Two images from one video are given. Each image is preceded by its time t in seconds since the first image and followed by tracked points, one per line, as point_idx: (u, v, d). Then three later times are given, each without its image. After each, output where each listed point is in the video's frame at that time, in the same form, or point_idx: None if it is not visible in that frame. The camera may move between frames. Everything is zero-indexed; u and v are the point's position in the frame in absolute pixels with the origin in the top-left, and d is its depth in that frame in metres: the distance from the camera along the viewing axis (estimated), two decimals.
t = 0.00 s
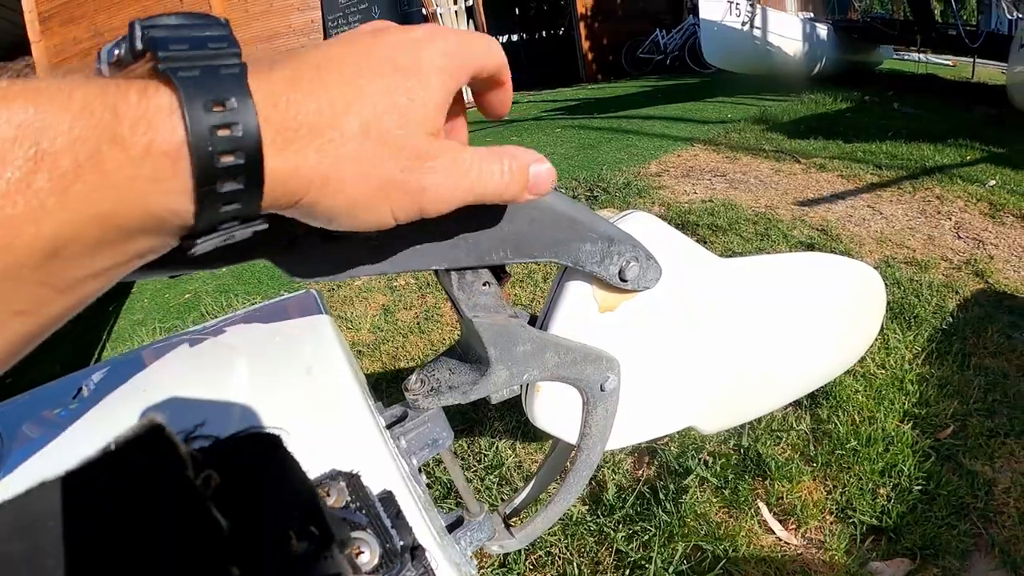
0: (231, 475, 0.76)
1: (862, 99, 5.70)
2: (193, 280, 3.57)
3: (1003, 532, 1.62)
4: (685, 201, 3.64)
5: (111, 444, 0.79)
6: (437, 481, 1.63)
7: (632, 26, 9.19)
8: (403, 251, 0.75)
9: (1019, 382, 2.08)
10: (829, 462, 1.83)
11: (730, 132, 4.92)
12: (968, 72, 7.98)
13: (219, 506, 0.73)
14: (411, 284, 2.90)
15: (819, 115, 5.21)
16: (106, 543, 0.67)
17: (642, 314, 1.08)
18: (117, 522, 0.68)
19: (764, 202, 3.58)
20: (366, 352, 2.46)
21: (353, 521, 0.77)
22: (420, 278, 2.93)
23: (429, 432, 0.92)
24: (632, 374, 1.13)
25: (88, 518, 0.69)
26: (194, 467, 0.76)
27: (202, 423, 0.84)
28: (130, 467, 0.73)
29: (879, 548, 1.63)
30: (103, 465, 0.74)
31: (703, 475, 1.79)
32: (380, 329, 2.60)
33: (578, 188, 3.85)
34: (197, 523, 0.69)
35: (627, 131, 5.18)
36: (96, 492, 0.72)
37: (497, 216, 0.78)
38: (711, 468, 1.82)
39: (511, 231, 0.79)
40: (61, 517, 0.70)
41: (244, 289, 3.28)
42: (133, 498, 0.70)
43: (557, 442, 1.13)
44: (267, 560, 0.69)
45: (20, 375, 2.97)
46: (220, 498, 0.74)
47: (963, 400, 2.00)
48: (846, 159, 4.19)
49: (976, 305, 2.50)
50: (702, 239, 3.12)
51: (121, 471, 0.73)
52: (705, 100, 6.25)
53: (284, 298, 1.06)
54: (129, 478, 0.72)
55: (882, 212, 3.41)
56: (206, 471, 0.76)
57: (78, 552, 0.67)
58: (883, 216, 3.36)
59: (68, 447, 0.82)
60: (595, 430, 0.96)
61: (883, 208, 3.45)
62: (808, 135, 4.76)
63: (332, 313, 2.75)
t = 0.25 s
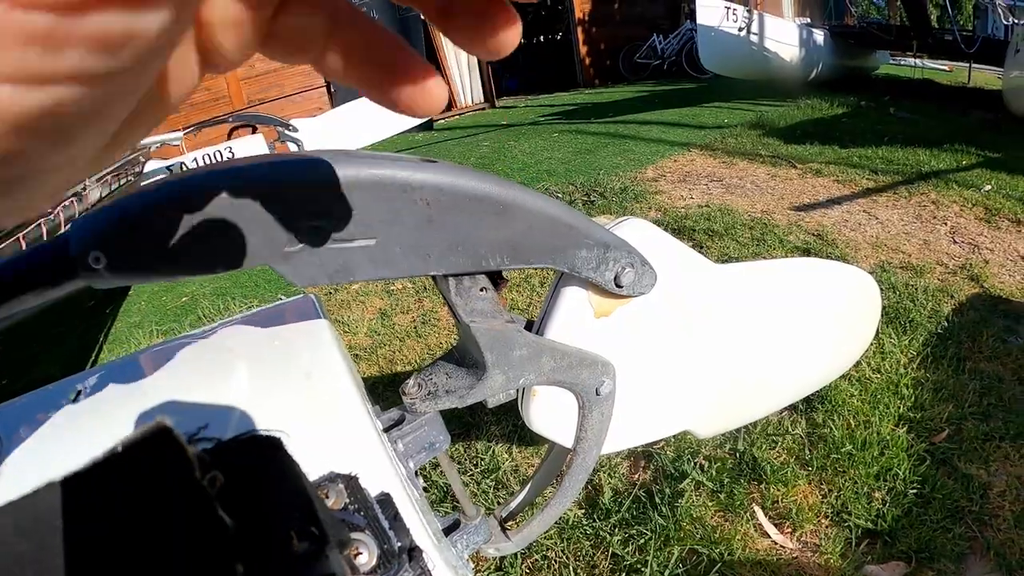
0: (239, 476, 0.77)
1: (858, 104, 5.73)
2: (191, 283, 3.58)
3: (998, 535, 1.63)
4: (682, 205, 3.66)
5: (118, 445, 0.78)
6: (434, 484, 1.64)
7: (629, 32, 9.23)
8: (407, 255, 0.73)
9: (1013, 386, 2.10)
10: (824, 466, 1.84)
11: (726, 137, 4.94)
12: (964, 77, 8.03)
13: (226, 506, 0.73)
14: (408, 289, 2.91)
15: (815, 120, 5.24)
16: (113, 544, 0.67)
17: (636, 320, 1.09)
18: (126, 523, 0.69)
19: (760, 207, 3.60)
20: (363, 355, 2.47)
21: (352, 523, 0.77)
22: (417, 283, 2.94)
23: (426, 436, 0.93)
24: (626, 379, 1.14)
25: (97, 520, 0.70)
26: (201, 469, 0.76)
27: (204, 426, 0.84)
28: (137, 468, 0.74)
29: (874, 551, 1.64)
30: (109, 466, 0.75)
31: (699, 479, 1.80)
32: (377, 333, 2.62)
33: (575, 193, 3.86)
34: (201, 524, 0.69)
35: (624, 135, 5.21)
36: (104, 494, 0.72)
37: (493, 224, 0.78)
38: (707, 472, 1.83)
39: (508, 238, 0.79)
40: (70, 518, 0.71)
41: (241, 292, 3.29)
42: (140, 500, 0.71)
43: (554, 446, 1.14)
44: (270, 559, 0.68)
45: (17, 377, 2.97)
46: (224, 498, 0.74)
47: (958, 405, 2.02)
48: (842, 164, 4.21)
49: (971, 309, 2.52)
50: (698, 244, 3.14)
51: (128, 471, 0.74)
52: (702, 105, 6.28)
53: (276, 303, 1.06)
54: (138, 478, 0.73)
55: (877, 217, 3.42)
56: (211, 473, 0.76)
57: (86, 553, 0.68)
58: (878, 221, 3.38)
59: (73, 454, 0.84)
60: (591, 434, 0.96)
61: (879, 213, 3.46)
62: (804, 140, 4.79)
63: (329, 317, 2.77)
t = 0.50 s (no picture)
0: (217, 473, 0.76)
1: (854, 103, 5.74)
2: (187, 285, 3.59)
3: (994, 534, 1.63)
4: (678, 205, 3.66)
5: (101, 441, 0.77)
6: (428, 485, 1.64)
7: (626, 32, 9.24)
8: (399, 255, 0.70)
9: (1009, 384, 2.10)
10: (819, 465, 1.85)
11: (722, 136, 4.95)
12: (961, 76, 8.04)
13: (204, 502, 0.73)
14: (404, 289, 2.92)
15: (811, 119, 5.25)
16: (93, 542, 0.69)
17: (627, 319, 1.09)
18: (103, 524, 0.69)
19: (756, 206, 3.61)
20: (359, 356, 2.47)
21: (335, 522, 0.76)
22: (414, 284, 2.95)
23: (416, 436, 0.90)
24: (619, 377, 1.14)
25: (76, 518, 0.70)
26: (177, 465, 0.75)
27: (187, 424, 0.80)
28: (115, 468, 0.74)
29: (870, 550, 1.64)
30: (93, 465, 0.75)
31: (694, 478, 1.80)
32: (374, 333, 2.62)
33: (571, 193, 3.86)
34: (179, 525, 0.70)
35: (620, 135, 5.21)
36: (84, 491, 0.72)
37: (480, 224, 0.74)
38: (702, 472, 1.83)
39: (498, 239, 0.76)
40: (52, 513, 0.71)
41: (237, 293, 3.29)
42: (118, 500, 0.71)
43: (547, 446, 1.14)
44: (249, 559, 0.70)
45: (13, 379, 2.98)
46: (202, 495, 0.73)
47: (954, 403, 2.02)
48: (838, 163, 4.22)
49: (967, 308, 2.52)
50: (695, 244, 3.14)
51: (107, 470, 0.74)
52: (698, 105, 6.28)
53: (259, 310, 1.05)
54: (116, 478, 0.73)
55: (873, 216, 3.43)
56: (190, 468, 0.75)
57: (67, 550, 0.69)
58: (874, 220, 3.38)
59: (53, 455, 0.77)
60: (583, 434, 0.95)
61: (875, 212, 3.47)
62: (801, 139, 4.79)
63: (325, 317, 2.77)
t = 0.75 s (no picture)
0: (231, 510, 0.73)
1: (859, 102, 5.71)
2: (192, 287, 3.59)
3: (1004, 537, 1.61)
4: (683, 205, 3.65)
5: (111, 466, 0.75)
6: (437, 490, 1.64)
7: (629, 31, 9.22)
8: (412, 264, 0.69)
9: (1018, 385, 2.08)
10: (829, 468, 1.83)
11: (727, 136, 4.93)
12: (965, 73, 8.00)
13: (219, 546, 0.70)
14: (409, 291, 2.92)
15: (816, 118, 5.23)
16: None
17: (642, 326, 1.07)
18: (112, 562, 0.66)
19: (761, 206, 3.59)
20: (364, 359, 2.47)
21: (352, 546, 0.74)
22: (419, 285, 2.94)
23: (428, 447, 0.88)
24: (632, 384, 1.12)
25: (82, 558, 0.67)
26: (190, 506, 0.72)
27: (198, 452, 0.77)
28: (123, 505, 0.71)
29: (881, 554, 1.62)
30: (99, 503, 0.72)
31: (704, 483, 1.79)
32: (379, 336, 2.61)
33: (575, 193, 3.85)
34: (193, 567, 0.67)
35: (624, 135, 5.19)
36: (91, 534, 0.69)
37: (494, 232, 0.73)
38: (712, 476, 1.82)
39: (511, 247, 0.75)
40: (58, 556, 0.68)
41: (242, 296, 3.29)
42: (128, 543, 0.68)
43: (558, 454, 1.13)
44: None
45: (20, 382, 2.98)
46: (218, 539, 0.70)
47: (964, 404, 2.00)
48: (843, 163, 4.20)
49: (976, 308, 2.50)
50: (701, 245, 3.12)
51: (116, 509, 0.71)
52: (702, 104, 6.26)
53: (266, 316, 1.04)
54: (124, 517, 0.70)
55: (880, 216, 3.41)
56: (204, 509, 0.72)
57: None
58: (881, 219, 3.36)
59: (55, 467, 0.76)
60: (595, 441, 0.95)
61: (881, 212, 3.45)
62: (805, 138, 4.77)
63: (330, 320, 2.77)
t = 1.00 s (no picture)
0: None
1: (855, 101, 5.71)
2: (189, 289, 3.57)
3: (1004, 539, 1.61)
4: (681, 205, 3.64)
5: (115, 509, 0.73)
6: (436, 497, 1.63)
7: (624, 29, 9.21)
8: (417, 279, 0.68)
9: (1017, 387, 2.08)
10: (830, 472, 1.82)
11: (724, 135, 4.92)
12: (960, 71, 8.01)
13: None
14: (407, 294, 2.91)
15: (813, 117, 5.22)
16: None
17: (645, 338, 1.07)
18: None
19: (759, 206, 3.58)
20: (362, 362, 2.45)
21: None
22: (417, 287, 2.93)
23: (433, 463, 0.88)
24: (637, 396, 1.12)
25: None
26: None
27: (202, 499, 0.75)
28: None
29: (882, 557, 1.61)
30: None
31: (705, 487, 1.78)
32: (377, 338, 2.60)
33: (573, 194, 3.84)
34: None
35: (621, 135, 5.18)
36: None
37: (502, 246, 0.71)
38: (713, 480, 1.81)
39: (519, 262, 0.73)
40: None
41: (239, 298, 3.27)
42: None
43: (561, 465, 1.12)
44: None
45: (17, 386, 2.96)
46: None
47: (964, 406, 2.00)
48: (840, 162, 4.20)
49: (974, 309, 2.50)
50: (699, 245, 3.11)
51: None
52: (698, 103, 6.26)
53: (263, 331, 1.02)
54: None
55: (878, 216, 3.40)
56: None
57: None
58: (879, 219, 3.36)
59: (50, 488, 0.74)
60: (599, 454, 0.94)
61: (879, 212, 3.44)
62: (802, 137, 4.77)
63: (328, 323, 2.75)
